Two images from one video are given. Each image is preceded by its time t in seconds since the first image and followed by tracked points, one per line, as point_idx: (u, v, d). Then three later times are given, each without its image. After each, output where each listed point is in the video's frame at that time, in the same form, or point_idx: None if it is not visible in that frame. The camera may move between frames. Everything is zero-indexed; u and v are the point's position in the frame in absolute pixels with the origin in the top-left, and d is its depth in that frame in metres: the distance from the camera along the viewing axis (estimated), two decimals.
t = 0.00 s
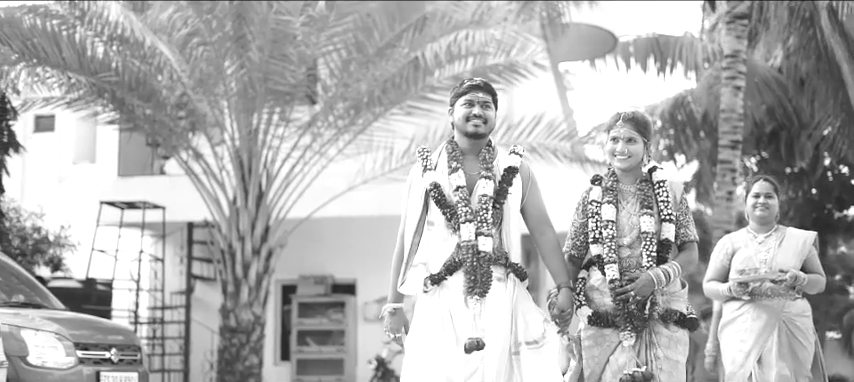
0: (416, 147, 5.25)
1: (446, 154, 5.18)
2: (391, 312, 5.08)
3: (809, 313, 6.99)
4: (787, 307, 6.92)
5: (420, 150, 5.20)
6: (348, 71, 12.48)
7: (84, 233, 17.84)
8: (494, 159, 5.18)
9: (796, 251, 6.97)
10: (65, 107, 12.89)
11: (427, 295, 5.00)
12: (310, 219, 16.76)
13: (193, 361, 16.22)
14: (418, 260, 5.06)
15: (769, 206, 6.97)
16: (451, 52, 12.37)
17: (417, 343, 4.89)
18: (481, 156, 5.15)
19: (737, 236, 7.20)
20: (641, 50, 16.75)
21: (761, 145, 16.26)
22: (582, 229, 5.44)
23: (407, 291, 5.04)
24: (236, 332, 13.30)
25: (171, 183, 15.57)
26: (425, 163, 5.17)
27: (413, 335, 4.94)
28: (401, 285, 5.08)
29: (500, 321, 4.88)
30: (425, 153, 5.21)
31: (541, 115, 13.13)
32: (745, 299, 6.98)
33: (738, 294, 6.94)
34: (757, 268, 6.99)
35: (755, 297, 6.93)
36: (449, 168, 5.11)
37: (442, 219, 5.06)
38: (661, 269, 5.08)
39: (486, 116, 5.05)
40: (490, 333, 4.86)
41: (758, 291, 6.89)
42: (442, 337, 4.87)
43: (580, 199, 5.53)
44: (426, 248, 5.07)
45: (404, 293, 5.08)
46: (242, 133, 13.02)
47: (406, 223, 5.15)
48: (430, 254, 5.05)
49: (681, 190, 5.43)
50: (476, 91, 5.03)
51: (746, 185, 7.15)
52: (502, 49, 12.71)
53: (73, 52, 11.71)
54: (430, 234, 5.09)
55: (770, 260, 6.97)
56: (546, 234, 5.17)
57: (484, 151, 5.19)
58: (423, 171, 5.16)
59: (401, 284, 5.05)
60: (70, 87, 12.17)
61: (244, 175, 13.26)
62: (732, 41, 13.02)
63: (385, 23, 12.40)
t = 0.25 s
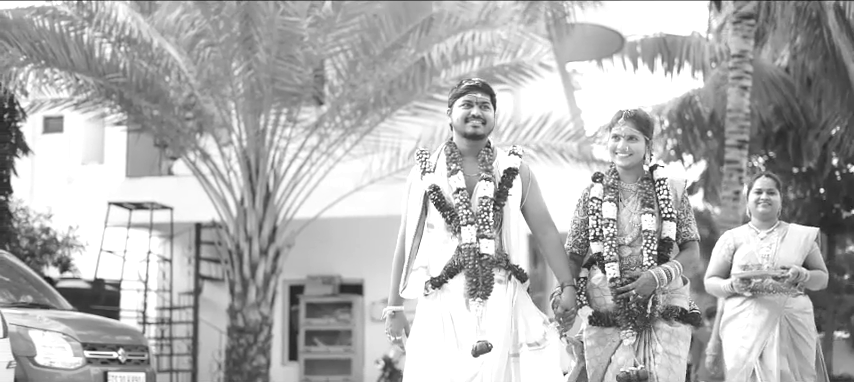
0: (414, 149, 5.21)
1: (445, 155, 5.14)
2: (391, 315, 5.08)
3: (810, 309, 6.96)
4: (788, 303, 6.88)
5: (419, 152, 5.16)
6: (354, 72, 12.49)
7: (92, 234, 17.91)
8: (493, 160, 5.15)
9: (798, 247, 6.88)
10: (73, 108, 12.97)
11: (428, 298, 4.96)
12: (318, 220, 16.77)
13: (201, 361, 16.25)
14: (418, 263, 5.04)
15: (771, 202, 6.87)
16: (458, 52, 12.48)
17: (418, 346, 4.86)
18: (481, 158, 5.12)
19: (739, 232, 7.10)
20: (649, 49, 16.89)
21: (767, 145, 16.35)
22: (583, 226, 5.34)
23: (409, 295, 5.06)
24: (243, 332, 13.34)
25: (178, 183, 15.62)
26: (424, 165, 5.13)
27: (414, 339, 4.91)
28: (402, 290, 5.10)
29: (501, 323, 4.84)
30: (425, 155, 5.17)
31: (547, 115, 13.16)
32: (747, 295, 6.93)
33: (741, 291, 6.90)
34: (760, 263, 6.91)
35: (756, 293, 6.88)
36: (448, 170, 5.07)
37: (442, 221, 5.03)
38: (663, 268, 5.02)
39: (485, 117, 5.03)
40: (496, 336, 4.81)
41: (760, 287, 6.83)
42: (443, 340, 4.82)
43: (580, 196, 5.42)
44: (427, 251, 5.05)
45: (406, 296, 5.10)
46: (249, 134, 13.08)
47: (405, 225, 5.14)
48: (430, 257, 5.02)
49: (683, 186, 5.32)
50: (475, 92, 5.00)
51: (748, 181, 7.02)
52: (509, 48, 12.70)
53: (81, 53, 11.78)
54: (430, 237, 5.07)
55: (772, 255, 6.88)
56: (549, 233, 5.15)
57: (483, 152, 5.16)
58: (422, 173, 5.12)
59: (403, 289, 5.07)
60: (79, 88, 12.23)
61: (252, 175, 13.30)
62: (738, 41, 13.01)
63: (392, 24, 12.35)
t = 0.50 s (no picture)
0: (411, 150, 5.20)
1: (443, 157, 5.15)
2: (391, 317, 5.09)
3: (813, 307, 6.86)
4: (792, 301, 6.80)
5: (415, 154, 5.14)
6: (362, 73, 12.63)
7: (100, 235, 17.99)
8: (491, 160, 5.16)
9: (801, 244, 6.83)
10: (82, 109, 13.06)
11: (428, 300, 4.94)
12: (326, 220, 16.78)
13: (209, 361, 16.29)
14: (418, 265, 5.01)
15: (774, 199, 6.79)
16: (464, 53, 12.48)
17: (419, 349, 4.83)
18: (479, 158, 5.13)
19: (741, 228, 6.99)
20: (656, 49, 16.96)
21: (776, 144, 16.05)
22: (584, 227, 5.37)
23: (410, 299, 5.01)
24: (251, 332, 13.37)
25: (185, 183, 15.68)
26: (421, 168, 5.11)
27: (414, 342, 4.88)
28: (403, 293, 5.06)
29: (503, 324, 4.84)
30: (422, 157, 5.15)
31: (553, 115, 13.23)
32: (750, 293, 6.85)
33: (744, 288, 6.77)
34: (763, 260, 6.82)
35: (759, 290, 6.79)
36: (445, 172, 5.07)
37: (440, 223, 5.01)
38: (664, 269, 5.03)
39: (483, 117, 5.05)
40: (500, 338, 4.80)
41: (763, 285, 6.75)
42: (443, 342, 4.80)
43: (582, 196, 5.44)
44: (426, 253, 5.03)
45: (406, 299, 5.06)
46: (257, 134, 13.04)
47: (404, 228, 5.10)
48: (429, 258, 5.00)
49: (684, 185, 5.34)
50: (472, 92, 5.00)
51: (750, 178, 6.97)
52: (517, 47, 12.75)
53: (89, 55, 11.86)
54: (428, 238, 5.04)
55: (776, 253, 6.81)
56: (550, 233, 5.14)
57: (481, 152, 5.18)
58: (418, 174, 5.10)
59: (403, 292, 5.03)
60: (87, 89, 12.31)
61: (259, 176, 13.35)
62: (744, 41, 12.99)
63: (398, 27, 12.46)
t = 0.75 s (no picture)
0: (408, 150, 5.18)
1: (439, 156, 5.14)
2: (389, 318, 5.09)
3: (816, 305, 6.85)
4: (795, 299, 6.78)
5: (412, 153, 5.15)
6: (368, 73, 12.60)
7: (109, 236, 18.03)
8: (488, 159, 5.14)
9: (804, 243, 6.81)
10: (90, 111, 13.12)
11: (426, 299, 4.96)
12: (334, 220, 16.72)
13: (218, 361, 16.35)
14: (416, 266, 5.02)
15: (777, 197, 6.77)
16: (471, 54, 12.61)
17: (420, 350, 4.84)
18: (476, 157, 5.11)
19: (744, 225, 6.97)
20: (664, 49, 16.91)
21: (784, 143, 15.75)
22: (585, 228, 5.38)
23: (409, 300, 5.02)
24: (259, 333, 13.42)
25: (193, 183, 15.70)
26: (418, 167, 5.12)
27: (414, 343, 4.89)
28: (402, 295, 5.06)
29: (502, 323, 4.84)
30: (419, 156, 5.16)
31: (560, 115, 13.30)
32: (753, 292, 6.82)
33: (748, 286, 6.73)
34: (767, 259, 6.81)
35: (763, 289, 6.76)
36: (442, 171, 5.06)
37: (438, 223, 5.02)
38: (665, 272, 5.04)
39: (479, 115, 5.03)
40: (501, 338, 4.81)
41: (767, 283, 6.69)
42: (444, 342, 4.80)
43: (583, 197, 5.45)
44: (424, 253, 5.04)
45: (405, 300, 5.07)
46: (265, 135, 13.09)
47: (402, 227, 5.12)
48: (427, 258, 5.01)
49: (686, 187, 5.35)
50: (469, 91, 4.99)
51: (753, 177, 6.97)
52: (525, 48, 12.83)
53: (97, 57, 11.91)
54: (426, 238, 5.05)
55: (779, 251, 6.80)
56: (547, 233, 5.15)
57: (477, 151, 5.14)
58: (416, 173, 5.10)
59: (402, 293, 5.03)
60: (96, 91, 12.37)
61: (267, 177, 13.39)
62: (752, 41, 12.92)
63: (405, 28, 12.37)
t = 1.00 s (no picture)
0: (404, 147, 5.19)
1: (436, 152, 5.13)
2: (386, 316, 5.11)
3: (819, 303, 6.84)
4: (797, 299, 6.79)
5: (409, 150, 5.15)
6: (375, 74, 12.59)
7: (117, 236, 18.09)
8: (484, 155, 5.14)
9: (808, 242, 6.82)
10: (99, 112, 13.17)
11: (422, 297, 4.91)
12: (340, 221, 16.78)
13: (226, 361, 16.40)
14: (412, 263, 4.97)
15: (781, 196, 6.80)
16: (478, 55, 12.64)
17: (419, 347, 4.81)
18: (472, 153, 5.11)
19: (747, 224, 6.99)
20: (671, 49, 16.99)
21: (792, 143, 15.57)
22: (587, 229, 5.39)
23: (403, 297, 4.94)
24: (266, 333, 13.47)
25: (200, 184, 15.74)
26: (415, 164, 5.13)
27: (412, 341, 4.86)
28: (398, 292, 5.00)
29: (500, 320, 4.86)
30: (415, 152, 5.16)
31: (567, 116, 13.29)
32: (756, 291, 6.84)
33: (752, 286, 6.73)
34: (770, 259, 6.83)
35: (766, 288, 6.77)
36: (439, 167, 5.06)
37: (435, 219, 5.00)
38: (666, 275, 5.02)
39: (476, 112, 5.03)
40: (500, 335, 4.83)
41: (770, 283, 6.70)
42: (441, 337, 4.79)
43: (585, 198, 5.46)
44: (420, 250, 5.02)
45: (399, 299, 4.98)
46: (272, 136, 13.15)
47: (399, 224, 5.10)
48: (424, 255, 4.97)
49: (689, 188, 5.32)
50: (465, 87, 5.00)
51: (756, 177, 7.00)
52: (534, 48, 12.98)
53: (105, 58, 11.96)
54: (423, 234, 5.03)
55: (783, 251, 6.82)
56: (543, 229, 5.17)
57: (474, 147, 5.15)
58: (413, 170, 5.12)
59: (396, 290, 4.95)
60: (104, 92, 12.43)
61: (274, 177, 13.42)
62: (759, 41, 12.75)
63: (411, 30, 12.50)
